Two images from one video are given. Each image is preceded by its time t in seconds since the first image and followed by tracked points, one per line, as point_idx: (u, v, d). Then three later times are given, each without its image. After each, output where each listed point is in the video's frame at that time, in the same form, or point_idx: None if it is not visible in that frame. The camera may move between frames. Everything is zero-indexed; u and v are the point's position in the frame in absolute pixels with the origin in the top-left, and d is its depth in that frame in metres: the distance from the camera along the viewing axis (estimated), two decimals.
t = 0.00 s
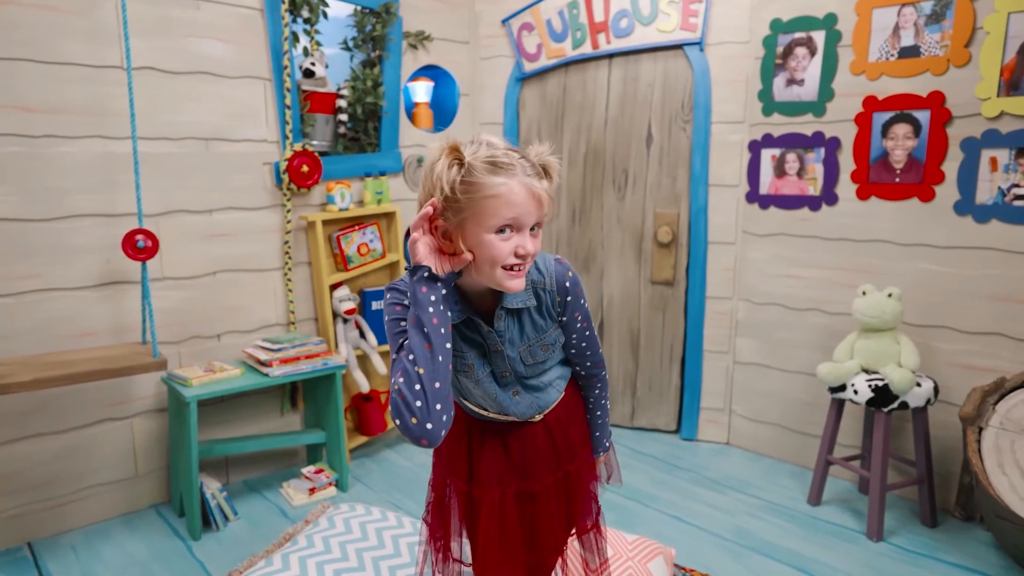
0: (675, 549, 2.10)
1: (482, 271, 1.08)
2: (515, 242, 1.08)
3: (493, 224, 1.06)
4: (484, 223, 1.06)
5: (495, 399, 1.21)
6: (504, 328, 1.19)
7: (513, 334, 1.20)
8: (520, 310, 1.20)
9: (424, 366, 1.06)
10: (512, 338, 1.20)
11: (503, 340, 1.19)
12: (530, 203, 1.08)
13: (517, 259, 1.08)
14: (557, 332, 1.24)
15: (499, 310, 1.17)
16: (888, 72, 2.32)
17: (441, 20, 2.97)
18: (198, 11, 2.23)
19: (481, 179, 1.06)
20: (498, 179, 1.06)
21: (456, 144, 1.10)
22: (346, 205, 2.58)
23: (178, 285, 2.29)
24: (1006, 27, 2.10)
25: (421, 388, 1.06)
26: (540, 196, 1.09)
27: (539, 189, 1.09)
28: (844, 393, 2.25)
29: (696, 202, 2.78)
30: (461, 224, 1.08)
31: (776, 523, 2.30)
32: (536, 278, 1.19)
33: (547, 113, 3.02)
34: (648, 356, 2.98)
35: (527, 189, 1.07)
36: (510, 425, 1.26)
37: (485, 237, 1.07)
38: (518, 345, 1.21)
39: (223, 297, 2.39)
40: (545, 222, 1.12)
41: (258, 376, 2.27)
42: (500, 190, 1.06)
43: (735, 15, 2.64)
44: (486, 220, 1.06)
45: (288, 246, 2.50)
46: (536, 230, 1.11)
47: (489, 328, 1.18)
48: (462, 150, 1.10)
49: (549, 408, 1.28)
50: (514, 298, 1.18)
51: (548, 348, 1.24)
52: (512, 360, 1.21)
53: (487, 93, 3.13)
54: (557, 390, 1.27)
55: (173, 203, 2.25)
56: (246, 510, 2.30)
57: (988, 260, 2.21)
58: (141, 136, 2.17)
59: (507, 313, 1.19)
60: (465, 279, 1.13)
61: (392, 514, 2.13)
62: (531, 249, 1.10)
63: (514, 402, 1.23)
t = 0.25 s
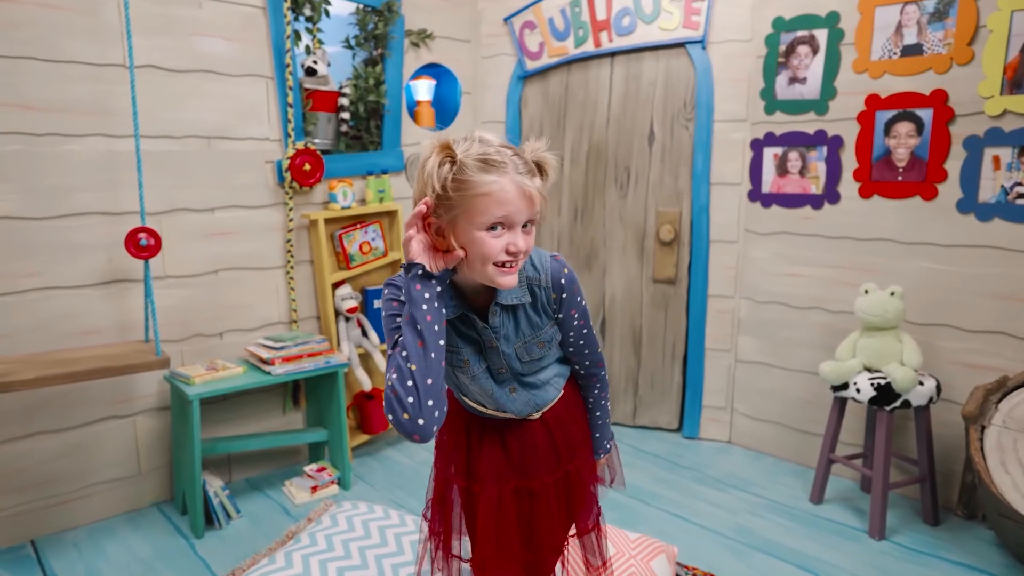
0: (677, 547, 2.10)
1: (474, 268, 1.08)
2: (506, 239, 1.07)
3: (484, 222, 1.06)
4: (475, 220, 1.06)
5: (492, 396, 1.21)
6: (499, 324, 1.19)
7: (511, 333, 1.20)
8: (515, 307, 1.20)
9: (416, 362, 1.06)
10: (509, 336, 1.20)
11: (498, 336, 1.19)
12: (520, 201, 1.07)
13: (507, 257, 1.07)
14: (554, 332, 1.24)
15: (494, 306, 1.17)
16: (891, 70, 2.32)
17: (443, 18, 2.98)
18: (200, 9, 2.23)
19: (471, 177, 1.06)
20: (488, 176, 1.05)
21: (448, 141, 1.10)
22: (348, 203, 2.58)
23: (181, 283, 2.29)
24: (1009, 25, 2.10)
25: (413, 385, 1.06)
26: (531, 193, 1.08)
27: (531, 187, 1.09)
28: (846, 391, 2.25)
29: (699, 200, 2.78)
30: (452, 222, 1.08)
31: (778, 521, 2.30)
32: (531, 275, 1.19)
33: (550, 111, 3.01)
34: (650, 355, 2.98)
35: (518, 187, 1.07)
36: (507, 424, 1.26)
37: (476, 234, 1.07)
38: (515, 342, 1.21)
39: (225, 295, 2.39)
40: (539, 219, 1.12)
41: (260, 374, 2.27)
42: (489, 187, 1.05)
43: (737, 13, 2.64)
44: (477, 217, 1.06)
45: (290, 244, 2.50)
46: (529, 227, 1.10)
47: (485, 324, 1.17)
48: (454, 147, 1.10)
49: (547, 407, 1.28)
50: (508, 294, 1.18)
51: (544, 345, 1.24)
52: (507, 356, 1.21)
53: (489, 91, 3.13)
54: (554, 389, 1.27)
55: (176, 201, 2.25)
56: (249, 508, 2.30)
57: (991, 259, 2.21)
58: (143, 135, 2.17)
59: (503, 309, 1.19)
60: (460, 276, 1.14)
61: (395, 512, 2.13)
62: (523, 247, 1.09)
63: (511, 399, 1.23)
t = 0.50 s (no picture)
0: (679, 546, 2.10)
1: (472, 255, 1.08)
2: (503, 225, 1.07)
3: (481, 208, 1.06)
4: (473, 207, 1.06)
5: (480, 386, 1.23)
6: (495, 314, 1.19)
7: (504, 324, 1.21)
8: (514, 298, 1.20)
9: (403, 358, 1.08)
10: (502, 327, 1.21)
11: (493, 327, 1.20)
12: (518, 185, 1.06)
13: (505, 242, 1.07)
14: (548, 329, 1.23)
15: (493, 294, 1.17)
16: (893, 69, 2.32)
17: (445, 18, 2.97)
18: (202, 8, 2.23)
19: (468, 164, 1.06)
20: (486, 162, 1.05)
21: (447, 128, 1.10)
22: (350, 202, 2.57)
23: (183, 282, 2.29)
24: (1012, 23, 2.10)
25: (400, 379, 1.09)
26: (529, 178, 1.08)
27: (528, 172, 1.08)
28: (848, 390, 2.25)
29: (700, 199, 2.77)
30: (450, 209, 1.08)
31: (780, 520, 2.30)
32: (533, 268, 1.18)
33: (551, 109, 3.01)
34: (651, 354, 2.97)
35: (515, 171, 1.06)
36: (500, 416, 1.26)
37: (473, 220, 1.06)
38: (508, 333, 1.21)
39: (227, 293, 2.39)
40: (538, 203, 1.11)
41: (263, 373, 2.27)
42: (486, 173, 1.05)
43: (739, 11, 2.64)
44: (474, 203, 1.06)
45: (292, 243, 2.50)
46: (528, 211, 1.10)
47: (479, 312, 1.18)
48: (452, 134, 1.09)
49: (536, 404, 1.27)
50: (508, 283, 1.17)
51: (539, 341, 1.23)
52: (501, 348, 1.22)
53: (491, 90, 3.13)
54: (544, 388, 1.27)
55: (178, 200, 2.25)
56: (251, 506, 2.30)
57: (993, 258, 2.21)
58: (145, 134, 2.17)
59: (501, 298, 1.18)
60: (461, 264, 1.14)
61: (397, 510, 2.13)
62: (521, 232, 1.09)
63: (500, 391, 1.23)
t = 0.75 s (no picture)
0: (681, 546, 2.10)
1: (485, 185, 1.10)
2: (515, 153, 1.08)
3: (494, 134, 1.08)
4: (488, 134, 1.09)
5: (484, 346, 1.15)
6: (513, 261, 1.15)
7: (525, 272, 1.16)
8: (535, 248, 1.17)
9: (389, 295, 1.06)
10: (518, 276, 1.16)
11: (509, 274, 1.15)
12: (531, 116, 1.08)
13: (515, 173, 1.08)
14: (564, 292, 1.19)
15: (517, 235, 1.15)
16: (895, 69, 2.32)
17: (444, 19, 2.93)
18: (204, 8, 2.23)
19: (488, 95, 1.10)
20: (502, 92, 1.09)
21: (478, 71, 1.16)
22: (352, 202, 2.57)
23: (185, 282, 2.29)
24: (1014, 24, 2.10)
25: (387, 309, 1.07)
26: (545, 110, 1.09)
27: (548, 108, 1.10)
28: (850, 390, 2.25)
29: (702, 199, 2.77)
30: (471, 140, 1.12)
31: (782, 520, 2.30)
32: (558, 223, 1.20)
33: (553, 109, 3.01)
34: (653, 353, 2.97)
35: (530, 102, 1.08)
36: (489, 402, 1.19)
37: (487, 146, 1.09)
38: (523, 286, 1.16)
39: (229, 294, 2.39)
40: (555, 142, 1.12)
41: (265, 373, 2.27)
42: (501, 101, 1.08)
43: (741, 12, 2.64)
44: (490, 130, 1.09)
45: (294, 243, 2.50)
46: (543, 149, 1.11)
47: (502, 253, 1.14)
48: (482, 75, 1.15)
49: (535, 388, 1.19)
50: (533, 231, 1.16)
51: (554, 301, 1.18)
52: (514, 303, 1.15)
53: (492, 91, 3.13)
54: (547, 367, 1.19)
55: (180, 200, 2.25)
56: (253, 506, 2.31)
57: (995, 258, 2.21)
58: (147, 134, 2.17)
59: (523, 245, 1.16)
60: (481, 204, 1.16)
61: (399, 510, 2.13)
62: (534, 166, 1.09)
63: (500, 360, 1.15)
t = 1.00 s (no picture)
0: (682, 547, 2.09)
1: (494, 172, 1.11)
2: (519, 138, 1.09)
3: (498, 122, 1.10)
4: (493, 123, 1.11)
5: (493, 319, 1.13)
6: (524, 233, 1.14)
7: (538, 241, 1.15)
8: (546, 223, 1.16)
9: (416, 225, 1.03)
10: (529, 249, 1.13)
11: (520, 246, 1.13)
12: (533, 101, 1.08)
13: (519, 156, 1.08)
14: (574, 261, 1.14)
15: (528, 213, 1.15)
16: (897, 69, 2.32)
17: (449, 19, 2.94)
18: (206, 9, 2.24)
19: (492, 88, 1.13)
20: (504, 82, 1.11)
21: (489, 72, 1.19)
22: (354, 203, 2.58)
23: (187, 283, 2.30)
24: (1016, 24, 2.10)
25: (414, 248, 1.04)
26: (547, 95, 1.09)
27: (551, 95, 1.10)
28: (852, 391, 2.25)
29: (704, 199, 2.77)
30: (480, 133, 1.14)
31: (784, 521, 2.30)
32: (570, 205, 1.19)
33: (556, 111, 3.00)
34: (654, 354, 2.97)
35: (531, 89, 1.09)
36: (494, 388, 1.18)
37: (492, 133, 1.11)
38: (532, 260, 1.13)
39: (231, 294, 2.40)
40: (561, 127, 1.11)
41: (267, 374, 2.27)
42: (504, 91, 1.10)
43: (743, 12, 2.63)
44: (494, 118, 1.11)
45: (296, 244, 2.51)
46: (549, 133, 1.10)
47: (513, 225, 1.14)
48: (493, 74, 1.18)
49: (540, 370, 1.17)
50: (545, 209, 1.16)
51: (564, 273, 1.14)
52: (524, 275, 1.13)
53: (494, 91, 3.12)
54: (555, 348, 1.16)
55: (182, 201, 2.26)
56: (256, 507, 2.31)
57: (997, 259, 2.21)
58: (150, 135, 2.17)
59: (536, 222, 1.15)
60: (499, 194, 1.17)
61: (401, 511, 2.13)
62: (539, 149, 1.09)
63: (507, 337, 1.14)
